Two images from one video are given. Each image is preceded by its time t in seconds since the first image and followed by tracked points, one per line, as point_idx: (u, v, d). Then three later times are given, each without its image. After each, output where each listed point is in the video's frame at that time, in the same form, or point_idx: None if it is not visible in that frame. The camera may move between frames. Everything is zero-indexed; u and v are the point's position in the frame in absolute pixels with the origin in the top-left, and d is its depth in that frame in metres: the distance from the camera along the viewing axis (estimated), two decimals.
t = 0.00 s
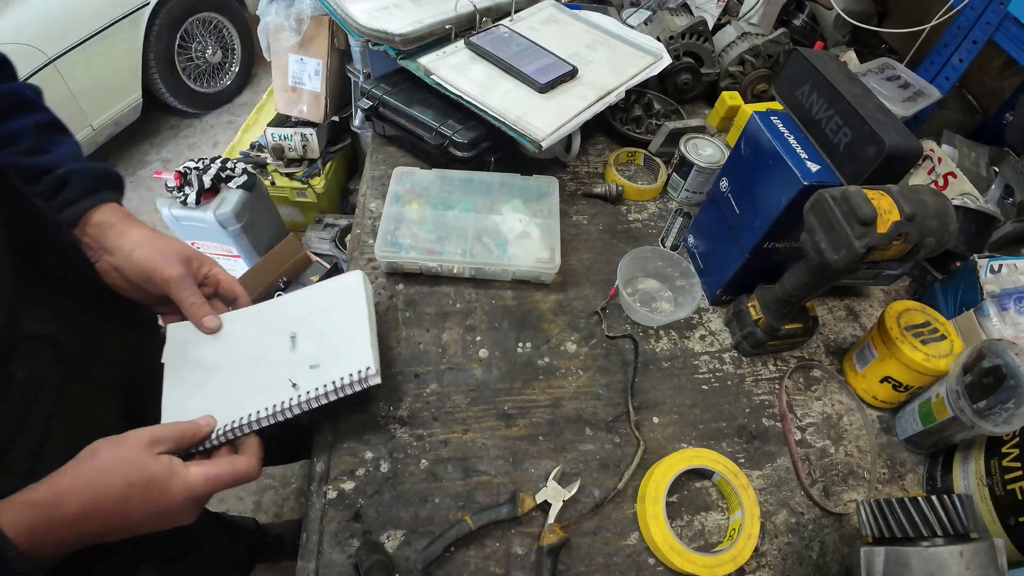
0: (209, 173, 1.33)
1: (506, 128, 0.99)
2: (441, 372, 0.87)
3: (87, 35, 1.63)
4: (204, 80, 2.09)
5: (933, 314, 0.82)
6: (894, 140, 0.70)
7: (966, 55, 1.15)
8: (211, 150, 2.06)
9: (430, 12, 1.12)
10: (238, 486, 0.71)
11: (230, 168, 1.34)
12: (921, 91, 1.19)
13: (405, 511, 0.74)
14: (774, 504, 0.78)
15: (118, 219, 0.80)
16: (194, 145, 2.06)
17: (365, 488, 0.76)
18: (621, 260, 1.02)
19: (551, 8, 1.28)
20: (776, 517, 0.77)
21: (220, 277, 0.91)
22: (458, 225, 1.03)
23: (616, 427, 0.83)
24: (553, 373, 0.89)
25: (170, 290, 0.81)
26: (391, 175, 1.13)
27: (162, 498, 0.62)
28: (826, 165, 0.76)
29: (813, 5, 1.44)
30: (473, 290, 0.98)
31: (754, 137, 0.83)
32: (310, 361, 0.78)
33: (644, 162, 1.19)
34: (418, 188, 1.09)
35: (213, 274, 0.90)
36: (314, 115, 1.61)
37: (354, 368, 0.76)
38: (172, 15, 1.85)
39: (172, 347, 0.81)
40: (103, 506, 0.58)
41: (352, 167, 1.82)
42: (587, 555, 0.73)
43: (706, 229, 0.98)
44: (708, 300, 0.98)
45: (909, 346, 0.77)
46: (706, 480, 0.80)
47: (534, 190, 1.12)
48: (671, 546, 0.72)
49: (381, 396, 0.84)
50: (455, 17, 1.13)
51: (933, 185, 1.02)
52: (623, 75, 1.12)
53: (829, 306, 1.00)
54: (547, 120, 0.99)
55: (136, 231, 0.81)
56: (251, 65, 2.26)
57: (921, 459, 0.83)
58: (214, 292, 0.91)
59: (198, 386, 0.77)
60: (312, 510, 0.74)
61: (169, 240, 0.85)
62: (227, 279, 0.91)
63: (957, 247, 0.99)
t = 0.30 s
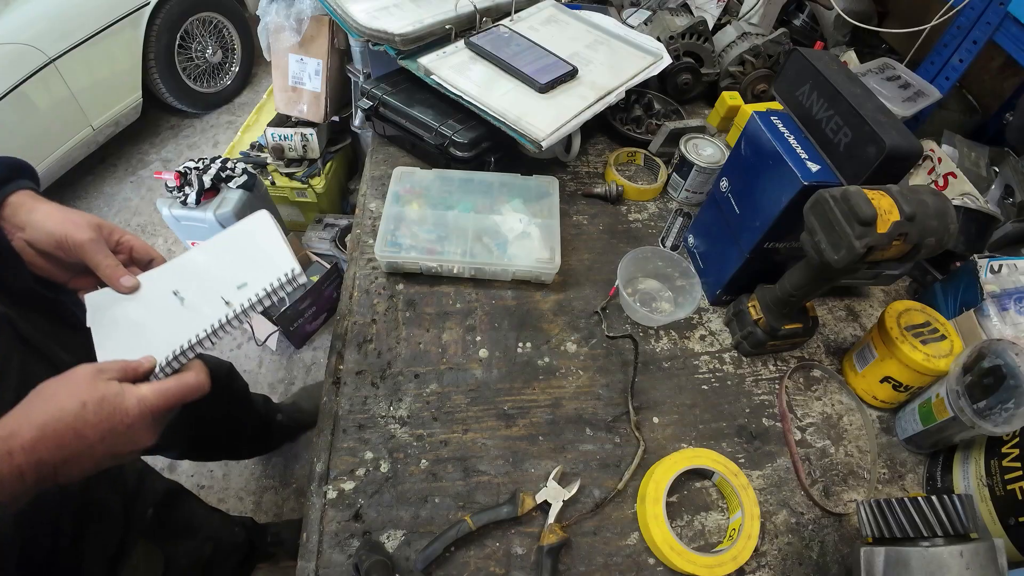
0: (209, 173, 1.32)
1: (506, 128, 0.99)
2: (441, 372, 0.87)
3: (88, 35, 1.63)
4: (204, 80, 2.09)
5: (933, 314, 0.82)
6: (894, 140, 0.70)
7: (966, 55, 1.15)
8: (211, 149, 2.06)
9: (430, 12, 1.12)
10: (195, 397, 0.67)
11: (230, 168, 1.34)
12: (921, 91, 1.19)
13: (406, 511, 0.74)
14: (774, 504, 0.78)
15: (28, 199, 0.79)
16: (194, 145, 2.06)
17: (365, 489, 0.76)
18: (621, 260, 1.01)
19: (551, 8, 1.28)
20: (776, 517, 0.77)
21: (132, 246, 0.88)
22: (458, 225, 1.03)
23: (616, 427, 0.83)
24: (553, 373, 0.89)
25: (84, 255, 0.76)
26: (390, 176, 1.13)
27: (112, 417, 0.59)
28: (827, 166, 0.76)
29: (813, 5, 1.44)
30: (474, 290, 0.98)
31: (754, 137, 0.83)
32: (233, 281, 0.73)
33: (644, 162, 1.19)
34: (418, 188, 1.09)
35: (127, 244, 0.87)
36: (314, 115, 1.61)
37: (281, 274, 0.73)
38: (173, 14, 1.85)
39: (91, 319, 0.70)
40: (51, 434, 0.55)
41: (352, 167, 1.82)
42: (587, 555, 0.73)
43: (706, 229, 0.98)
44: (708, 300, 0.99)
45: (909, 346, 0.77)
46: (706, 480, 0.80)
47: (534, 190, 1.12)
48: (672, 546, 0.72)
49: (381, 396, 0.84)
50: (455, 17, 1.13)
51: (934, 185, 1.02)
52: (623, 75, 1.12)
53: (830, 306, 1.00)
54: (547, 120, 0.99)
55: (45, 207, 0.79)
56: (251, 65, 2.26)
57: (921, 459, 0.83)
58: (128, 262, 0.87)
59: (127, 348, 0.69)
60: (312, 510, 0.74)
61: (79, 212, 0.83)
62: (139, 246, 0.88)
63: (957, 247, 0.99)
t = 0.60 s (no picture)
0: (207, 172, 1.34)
1: (506, 128, 0.99)
2: (441, 372, 0.87)
3: (88, 34, 1.64)
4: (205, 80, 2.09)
5: (933, 314, 0.82)
6: (894, 140, 0.70)
7: (966, 55, 1.15)
8: (211, 150, 2.06)
9: (430, 12, 1.12)
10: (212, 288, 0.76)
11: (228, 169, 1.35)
12: (921, 91, 1.19)
13: (406, 511, 0.74)
14: (774, 504, 0.78)
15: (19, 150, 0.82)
16: (194, 145, 2.06)
17: (365, 488, 0.76)
18: (621, 260, 1.01)
19: (551, 8, 1.28)
20: (776, 517, 0.77)
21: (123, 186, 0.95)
22: (458, 225, 1.03)
23: (616, 427, 0.84)
24: (553, 373, 0.89)
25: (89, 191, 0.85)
26: (390, 175, 1.13)
27: (162, 287, 0.67)
28: (827, 166, 0.76)
29: (813, 5, 1.44)
30: (473, 290, 0.98)
31: (754, 137, 0.83)
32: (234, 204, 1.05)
33: (644, 162, 1.19)
34: (418, 188, 1.09)
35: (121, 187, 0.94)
36: (314, 115, 1.61)
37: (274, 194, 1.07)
38: (173, 14, 1.85)
39: (99, 235, 0.90)
40: (122, 289, 0.62)
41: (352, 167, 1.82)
42: (587, 555, 0.73)
43: (706, 229, 0.98)
44: (708, 300, 0.99)
45: (909, 346, 0.77)
46: (706, 480, 0.80)
47: (534, 190, 1.12)
48: (672, 546, 0.71)
49: (381, 396, 0.84)
50: (455, 17, 1.13)
51: (934, 185, 1.02)
52: (623, 74, 1.12)
53: (830, 307, 1.00)
54: (547, 120, 0.99)
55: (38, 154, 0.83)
56: (251, 65, 2.26)
57: (921, 459, 0.83)
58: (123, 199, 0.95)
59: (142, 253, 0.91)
60: (312, 510, 0.74)
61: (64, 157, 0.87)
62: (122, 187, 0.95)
63: (957, 247, 0.99)
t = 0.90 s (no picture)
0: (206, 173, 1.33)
1: (506, 128, 0.99)
2: (441, 372, 0.87)
3: (85, 36, 1.65)
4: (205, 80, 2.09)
5: (933, 314, 0.82)
6: (894, 140, 0.70)
7: (966, 55, 1.15)
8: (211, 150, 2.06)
9: (430, 12, 1.12)
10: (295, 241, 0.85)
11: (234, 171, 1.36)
12: (921, 91, 1.19)
13: (406, 511, 0.74)
14: (774, 504, 0.78)
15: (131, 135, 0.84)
16: (194, 145, 2.06)
17: (365, 488, 0.76)
18: (621, 260, 1.02)
19: (551, 8, 1.28)
20: (776, 517, 0.77)
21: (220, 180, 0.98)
22: (458, 225, 1.03)
23: (616, 427, 0.83)
24: (553, 373, 0.89)
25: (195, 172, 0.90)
26: (391, 175, 1.13)
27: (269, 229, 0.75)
28: (827, 166, 0.76)
29: (813, 5, 1.44)
30: (474, 290, 0.98)
31: (754, 137, 0.83)
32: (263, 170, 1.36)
33: (644, 162, 1.19)
34: (418, 188, 1.10)
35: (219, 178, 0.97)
36: (314, 115, 1.61)
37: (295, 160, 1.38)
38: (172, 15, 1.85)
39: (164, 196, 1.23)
40: (246, 222, 0.70)
41: (352, 167, 1.82)
42: (587, 555, 0.73)
43: (706, 229, 0.98)
44: (708, 300, 0.99)
45: (909, 346, 0.77)
46: (706, 480, 0.80)
47: (534, 190, 1.12)
48: (672, 547, 0.71)
49: (381, 396, 0.84)
50: (455, 17, 1.13)
51: (934, 185, 1.02)
52: (623, 74, 1.12)
53: (830, 306, 1.00)
54: (547, 120, 0.99)
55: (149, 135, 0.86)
56: (251, 65, 2.26)
57: (921, 459, 0.83)
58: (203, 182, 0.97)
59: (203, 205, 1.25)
60: (312, 510, 0.74)
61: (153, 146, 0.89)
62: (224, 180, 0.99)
63: (957, 247, 0.99)
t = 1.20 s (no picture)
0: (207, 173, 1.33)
1: (507, 128, 0.99)
2: (441, 372, 0.87)
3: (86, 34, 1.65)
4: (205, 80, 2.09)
5: (933, 314, 0.82)
6: (894, 140, 0.70)
7: (966, 55, 1.16)
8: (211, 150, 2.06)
9: (430, 12, 1.12)
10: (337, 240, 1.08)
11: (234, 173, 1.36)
12: (920, 91, 1.20)
13: (406, 511, 0.74)
14: (774, 504, 0.78)
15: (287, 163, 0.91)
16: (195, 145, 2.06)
17: (365, 488, 0.76)
18: (621, 260, 1.02)
19: (551, 8, 1.28)
20: (776, 517, 0.77)
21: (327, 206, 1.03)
22: (458, 225, 1.04)
23: (616, 427, 0.84)
24: (553, 373, 0.89)
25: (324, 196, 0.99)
26: (391, 175, 1.13)
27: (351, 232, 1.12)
28: (827, 166, 0.76)
29: (813, 5, 1.44)
30: (474, 290, 0.98)
31: (754, 137, 0.83)
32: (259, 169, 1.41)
33: (644, 162, 1.19)
34: (419, 188, 1.10)
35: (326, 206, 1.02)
36: (314, 115, 1.61)
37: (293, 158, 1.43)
38: (172, 15, 1.84)
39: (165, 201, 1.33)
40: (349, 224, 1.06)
41: (352, 168, 1.82)
42: (587, 555, 0.73)
43: (706, 229, 0.98)
44: (708, 300, 0.99)
45: (909, 346, 0.77)
46: (706, 480, 0.80)
47: (534, 190, 1.12)
48: (672, 547, 0.71)
49: (381, 396, 0.84)
50: (455, 17, 1.13)
51: (934, 185, 1.02)
52: (623, 74, 1.12)
53: (830, 306, 1.00)
54: (547, 120, 0.99)
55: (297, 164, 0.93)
56: (251, 65, 2.26)
57: (921, 459, 0.83)
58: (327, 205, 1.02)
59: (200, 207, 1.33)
60: (312, 510, 0.74)
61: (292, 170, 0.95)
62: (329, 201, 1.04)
63: (957, 247, 0.99)
